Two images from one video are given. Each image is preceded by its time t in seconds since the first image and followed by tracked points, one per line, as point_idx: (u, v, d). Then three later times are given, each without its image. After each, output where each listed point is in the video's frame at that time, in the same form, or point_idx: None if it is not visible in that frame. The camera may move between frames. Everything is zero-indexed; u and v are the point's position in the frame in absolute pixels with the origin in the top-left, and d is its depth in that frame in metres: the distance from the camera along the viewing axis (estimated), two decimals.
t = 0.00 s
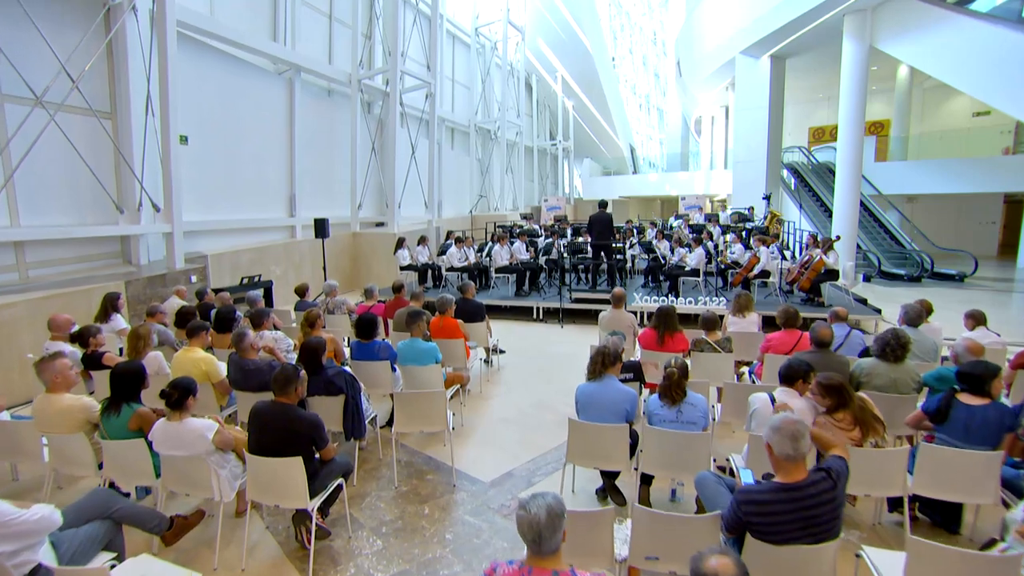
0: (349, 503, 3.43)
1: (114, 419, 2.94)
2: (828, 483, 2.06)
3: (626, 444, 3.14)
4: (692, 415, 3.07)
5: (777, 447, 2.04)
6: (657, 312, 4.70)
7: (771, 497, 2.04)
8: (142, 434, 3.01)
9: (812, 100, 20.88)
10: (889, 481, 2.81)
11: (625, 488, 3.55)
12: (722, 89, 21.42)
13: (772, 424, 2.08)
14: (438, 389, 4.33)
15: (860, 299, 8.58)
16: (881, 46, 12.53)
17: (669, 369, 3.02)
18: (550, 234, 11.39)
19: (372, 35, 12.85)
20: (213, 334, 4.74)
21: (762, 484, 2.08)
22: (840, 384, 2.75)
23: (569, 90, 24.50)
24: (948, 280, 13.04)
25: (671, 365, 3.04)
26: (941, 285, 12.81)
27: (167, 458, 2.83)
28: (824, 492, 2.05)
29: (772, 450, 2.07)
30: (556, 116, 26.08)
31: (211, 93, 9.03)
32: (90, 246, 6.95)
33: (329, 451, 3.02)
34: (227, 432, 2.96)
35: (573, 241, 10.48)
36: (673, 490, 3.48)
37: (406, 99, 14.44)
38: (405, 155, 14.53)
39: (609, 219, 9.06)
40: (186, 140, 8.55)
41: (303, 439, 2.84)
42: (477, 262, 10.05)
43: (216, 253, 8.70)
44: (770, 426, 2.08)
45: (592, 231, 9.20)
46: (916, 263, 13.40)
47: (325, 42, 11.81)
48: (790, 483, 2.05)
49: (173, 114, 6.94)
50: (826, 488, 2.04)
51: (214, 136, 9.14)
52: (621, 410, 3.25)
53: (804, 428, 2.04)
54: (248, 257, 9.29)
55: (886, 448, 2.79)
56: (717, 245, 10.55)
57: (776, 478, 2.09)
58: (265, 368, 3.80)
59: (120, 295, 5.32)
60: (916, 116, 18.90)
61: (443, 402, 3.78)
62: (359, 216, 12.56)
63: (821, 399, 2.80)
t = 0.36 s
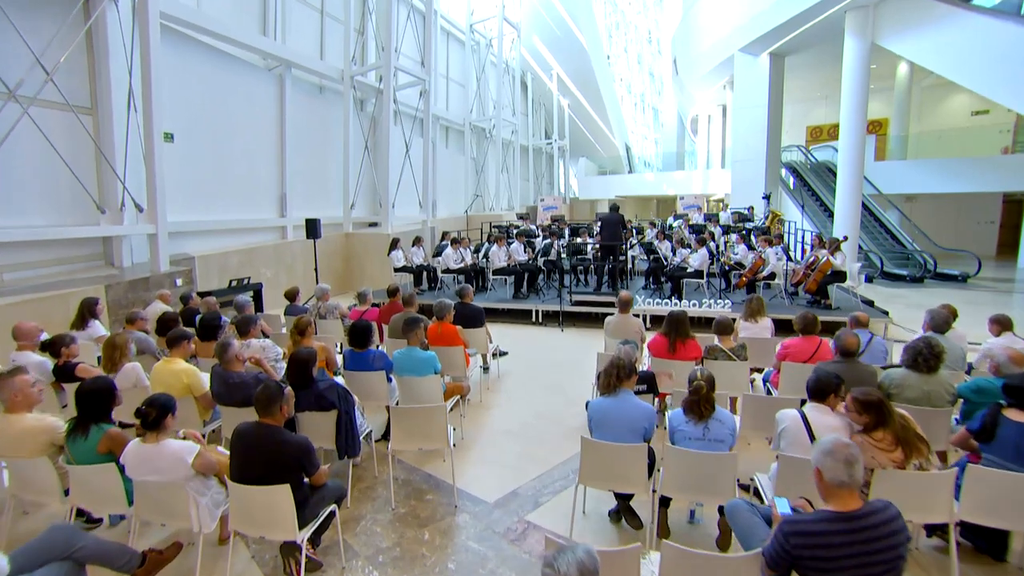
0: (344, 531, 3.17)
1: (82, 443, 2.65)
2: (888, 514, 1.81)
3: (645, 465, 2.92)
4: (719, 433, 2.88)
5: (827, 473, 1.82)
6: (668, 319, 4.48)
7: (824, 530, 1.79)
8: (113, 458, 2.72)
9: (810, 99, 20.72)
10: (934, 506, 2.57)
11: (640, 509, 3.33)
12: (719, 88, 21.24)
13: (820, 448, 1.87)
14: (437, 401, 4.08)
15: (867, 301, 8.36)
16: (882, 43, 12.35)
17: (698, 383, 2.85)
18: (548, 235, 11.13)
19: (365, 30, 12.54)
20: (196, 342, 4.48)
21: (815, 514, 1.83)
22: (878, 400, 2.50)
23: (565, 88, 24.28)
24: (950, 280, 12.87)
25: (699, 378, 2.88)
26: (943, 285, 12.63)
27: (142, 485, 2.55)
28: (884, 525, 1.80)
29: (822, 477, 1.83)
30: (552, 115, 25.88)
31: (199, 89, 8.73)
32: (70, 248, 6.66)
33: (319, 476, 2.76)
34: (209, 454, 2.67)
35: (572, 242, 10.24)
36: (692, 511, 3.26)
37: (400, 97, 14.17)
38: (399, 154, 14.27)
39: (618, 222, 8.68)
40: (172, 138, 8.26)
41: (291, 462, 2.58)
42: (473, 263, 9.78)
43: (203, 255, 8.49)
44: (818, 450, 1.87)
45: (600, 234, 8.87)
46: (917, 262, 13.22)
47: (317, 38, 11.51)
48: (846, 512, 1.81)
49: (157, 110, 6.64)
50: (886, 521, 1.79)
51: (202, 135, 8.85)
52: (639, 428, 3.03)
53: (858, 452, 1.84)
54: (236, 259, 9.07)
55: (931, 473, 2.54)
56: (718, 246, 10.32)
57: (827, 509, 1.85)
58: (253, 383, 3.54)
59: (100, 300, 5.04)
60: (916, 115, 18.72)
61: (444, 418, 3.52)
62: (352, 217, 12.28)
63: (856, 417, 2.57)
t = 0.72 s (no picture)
0: (335, 561, 2.90)
1: (39, 474, 2.36)
2: (973, 561, 1.48)
3: (664, 492, 2.67)
4: (747, 457, 2.62)
5: (894, 505, 1.53)
6: (680, 327, 4.25)
7: (894, 573, 1.47)
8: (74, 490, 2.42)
9: (807, 98, 20.55)
10: (994, 541, 2.28)
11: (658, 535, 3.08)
12: (716, 87, 21.02)
13: (886, 477, 1.59)
14: (436, 415, 3.82)
15: (875, 303, 8.14)
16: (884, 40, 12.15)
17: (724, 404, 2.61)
18: (545, 236, 10.86)
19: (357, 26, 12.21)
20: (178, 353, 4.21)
21: (881, 555, 1.53)
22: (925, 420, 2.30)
23: (560, 86, 24.02)
24: (953, 281, 12.69)
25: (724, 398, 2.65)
26: (946, 286, 12.43)
27: (105, 522, 2.27)
28: (966, 575, 1.47)
29: (888, 510, 1.55)
30: (547, 113, 25.65)
31: (183, 85, 8.41)
32: (47, 250, 6.34)
33: (307, 508, 2.48)
34: (185, 483, 2.36)
35: (571, 243, 9.97)
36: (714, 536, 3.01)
37: (394, 95, 13.87)
38: (392, 153, 13.99)
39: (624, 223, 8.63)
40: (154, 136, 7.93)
41: (274, 493, 2.30)
42: (469, 265, 9.49)
43: (188, 257, 8.25)
44: (883, 480, 1.59)
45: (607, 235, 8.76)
46: (919, 263, 13.03)
47: (307, 33, 11.17)
48: (918, 554, 1.50)
49: (138, 105, 6.32)
50: (971, 569, 1.46)
51: (187, 132, 8.53)
52: (658, 450, 2.78)
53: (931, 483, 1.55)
54: (225, 260, 8.83)
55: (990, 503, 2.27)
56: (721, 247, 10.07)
57: (897, 551, 1.54)
58: (235, 400, 3.25)
59: (75, 306, 4.73)
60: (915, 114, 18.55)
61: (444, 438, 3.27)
62: (344, 217, 11.97)
63: (901, 439, 2.37)
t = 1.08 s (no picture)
0: None
1: None
2: None
3: (689, 524, 2.41)
4: (780, 486, 2.35)
5: None
6: (690, 335, 3.99)
7: None
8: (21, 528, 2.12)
9: (803, 97, 20.39)
10: None
11: (676, 567, 2.82)
12: (712, 85, 20.84)
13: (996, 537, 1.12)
14: (432, 432, 3.54)
15: (882, 306, 7.92)
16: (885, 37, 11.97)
17: (755, 425, 2.33)
18: (542, 237, 10.59)
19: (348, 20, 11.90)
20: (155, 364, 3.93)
21: None
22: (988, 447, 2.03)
23: (554, 84, 23.78)
24: (955, 281, 12.53)
25: (754, 417, 2.37)
26: (947, 286, 12.26)
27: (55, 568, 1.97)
28: None
29: None
30: (542, 112, 25.42)
31: (165, 80, 8.11)
32: (19, 252, 6.01)
33: (290, 550, 2.20)
34: (150, 520, 2.06)
35: (568, 244, 9.71)
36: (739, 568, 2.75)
37: (386, 92, 13.57)
38: (384, 151, 13.68)
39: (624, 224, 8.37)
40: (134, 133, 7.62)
41: (252, 537, 1.99)
42: (464, 266, 9.21)
43: (172, 258, 7.95)
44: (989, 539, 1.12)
45: (607, 235, 8.51)
46: (920, 264, 12.86)
47: (296, 27, 10.86)
48: None
49: (115, 99, 6.00)
50: None
51: (169, 129, 8.22)
52: (682, 477, 2.53)
53: None
54: (210, 263, 8.50)
55: None
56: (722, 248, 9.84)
57: None
58: (213, 421, 2.95)
59: (44, 313, 4.41)
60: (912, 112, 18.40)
61: (443, 461, 2.99)
62: (334, 217, 11.66)
63: (958, 466, 2.11)
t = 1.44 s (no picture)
0: None
1: None
2: None
3: (719, 565, 2.14)
4: (822, 523, 2.08)
5: None
6: (703, 344, 3.73)
7: None
8: None
9: (798, 95, 20.22)
10: None
11: None
12: (707, 83, 20.61)
13: None
14: (427, 452, 3.26)
15: (889, 309, 7.69)
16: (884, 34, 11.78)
17: (794, 454, 2.08)
18: (538, 237, 10.30)
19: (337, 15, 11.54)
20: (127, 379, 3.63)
21: None
22: None
23: (547, 82, 23.50)
24: (955, 282, 12.37)
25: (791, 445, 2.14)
26: (948, 287, 12.08)
27: None
28: None
29: None
30: (535, 111, 25.13)
31: (146, 77, 7.81)
32: None
33: None
34: None
35: (565, 245, 9.44)
36: None
37: (376, 89, 13.24)
38: (375, 150, 13.35)
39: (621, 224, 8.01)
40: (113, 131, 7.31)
41: None
42: (458, 268, 8.91)
43: (152, 261, 7.62)
44: None
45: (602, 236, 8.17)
46: (919, 264, 12.70)
47: (283, 21, 10.51)
48: None
49: (87, 94, 5.66)
50: None
51: (150, 126, 7.90)
52: (709, 510, 2.26)
53: None
54: (193, 266, 8.17)
55: None
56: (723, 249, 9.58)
57: None
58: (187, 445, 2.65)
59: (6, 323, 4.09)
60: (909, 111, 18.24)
61: (442, 488, 2.71)
62: (324, 218, 11.32)
63: None
